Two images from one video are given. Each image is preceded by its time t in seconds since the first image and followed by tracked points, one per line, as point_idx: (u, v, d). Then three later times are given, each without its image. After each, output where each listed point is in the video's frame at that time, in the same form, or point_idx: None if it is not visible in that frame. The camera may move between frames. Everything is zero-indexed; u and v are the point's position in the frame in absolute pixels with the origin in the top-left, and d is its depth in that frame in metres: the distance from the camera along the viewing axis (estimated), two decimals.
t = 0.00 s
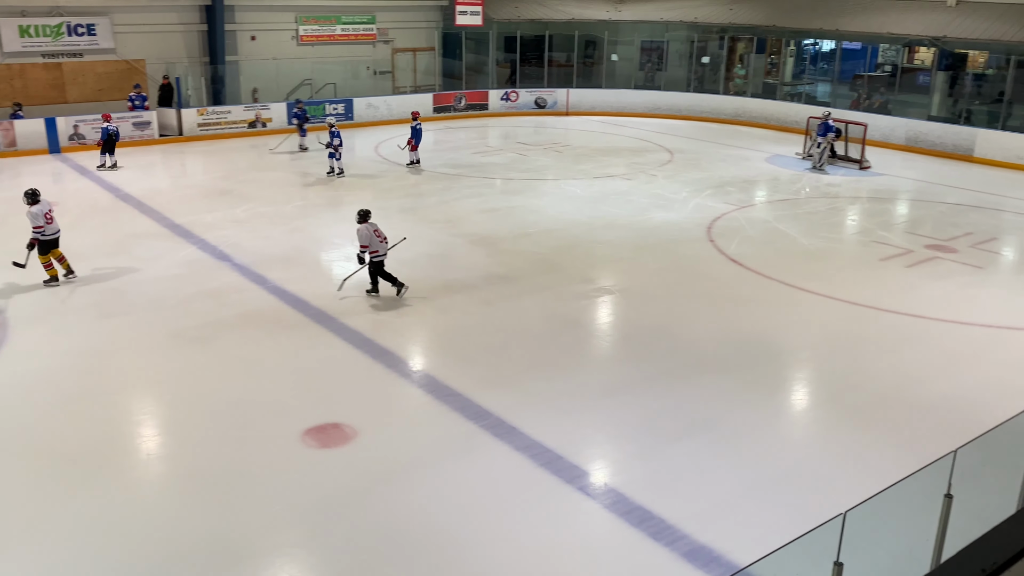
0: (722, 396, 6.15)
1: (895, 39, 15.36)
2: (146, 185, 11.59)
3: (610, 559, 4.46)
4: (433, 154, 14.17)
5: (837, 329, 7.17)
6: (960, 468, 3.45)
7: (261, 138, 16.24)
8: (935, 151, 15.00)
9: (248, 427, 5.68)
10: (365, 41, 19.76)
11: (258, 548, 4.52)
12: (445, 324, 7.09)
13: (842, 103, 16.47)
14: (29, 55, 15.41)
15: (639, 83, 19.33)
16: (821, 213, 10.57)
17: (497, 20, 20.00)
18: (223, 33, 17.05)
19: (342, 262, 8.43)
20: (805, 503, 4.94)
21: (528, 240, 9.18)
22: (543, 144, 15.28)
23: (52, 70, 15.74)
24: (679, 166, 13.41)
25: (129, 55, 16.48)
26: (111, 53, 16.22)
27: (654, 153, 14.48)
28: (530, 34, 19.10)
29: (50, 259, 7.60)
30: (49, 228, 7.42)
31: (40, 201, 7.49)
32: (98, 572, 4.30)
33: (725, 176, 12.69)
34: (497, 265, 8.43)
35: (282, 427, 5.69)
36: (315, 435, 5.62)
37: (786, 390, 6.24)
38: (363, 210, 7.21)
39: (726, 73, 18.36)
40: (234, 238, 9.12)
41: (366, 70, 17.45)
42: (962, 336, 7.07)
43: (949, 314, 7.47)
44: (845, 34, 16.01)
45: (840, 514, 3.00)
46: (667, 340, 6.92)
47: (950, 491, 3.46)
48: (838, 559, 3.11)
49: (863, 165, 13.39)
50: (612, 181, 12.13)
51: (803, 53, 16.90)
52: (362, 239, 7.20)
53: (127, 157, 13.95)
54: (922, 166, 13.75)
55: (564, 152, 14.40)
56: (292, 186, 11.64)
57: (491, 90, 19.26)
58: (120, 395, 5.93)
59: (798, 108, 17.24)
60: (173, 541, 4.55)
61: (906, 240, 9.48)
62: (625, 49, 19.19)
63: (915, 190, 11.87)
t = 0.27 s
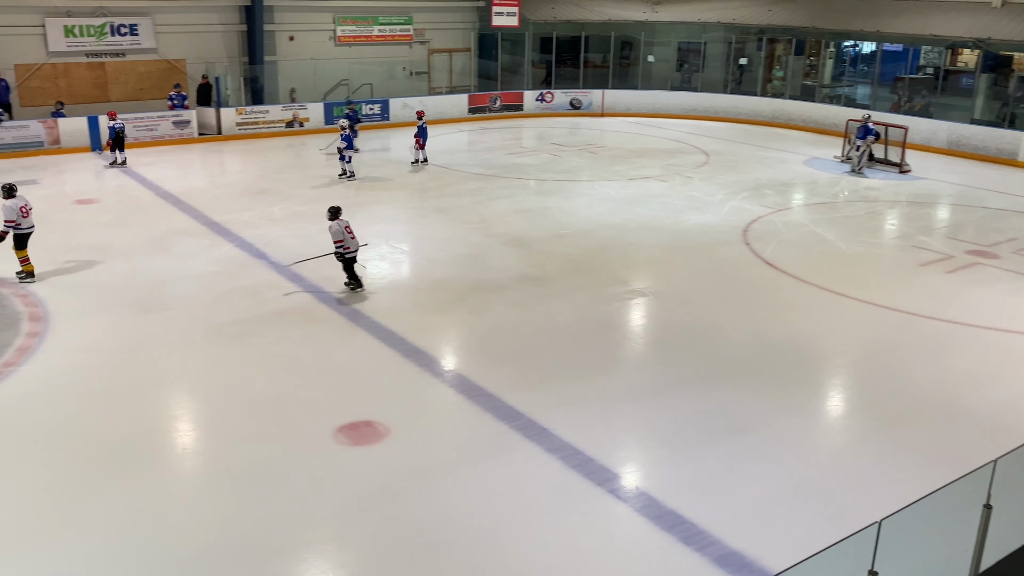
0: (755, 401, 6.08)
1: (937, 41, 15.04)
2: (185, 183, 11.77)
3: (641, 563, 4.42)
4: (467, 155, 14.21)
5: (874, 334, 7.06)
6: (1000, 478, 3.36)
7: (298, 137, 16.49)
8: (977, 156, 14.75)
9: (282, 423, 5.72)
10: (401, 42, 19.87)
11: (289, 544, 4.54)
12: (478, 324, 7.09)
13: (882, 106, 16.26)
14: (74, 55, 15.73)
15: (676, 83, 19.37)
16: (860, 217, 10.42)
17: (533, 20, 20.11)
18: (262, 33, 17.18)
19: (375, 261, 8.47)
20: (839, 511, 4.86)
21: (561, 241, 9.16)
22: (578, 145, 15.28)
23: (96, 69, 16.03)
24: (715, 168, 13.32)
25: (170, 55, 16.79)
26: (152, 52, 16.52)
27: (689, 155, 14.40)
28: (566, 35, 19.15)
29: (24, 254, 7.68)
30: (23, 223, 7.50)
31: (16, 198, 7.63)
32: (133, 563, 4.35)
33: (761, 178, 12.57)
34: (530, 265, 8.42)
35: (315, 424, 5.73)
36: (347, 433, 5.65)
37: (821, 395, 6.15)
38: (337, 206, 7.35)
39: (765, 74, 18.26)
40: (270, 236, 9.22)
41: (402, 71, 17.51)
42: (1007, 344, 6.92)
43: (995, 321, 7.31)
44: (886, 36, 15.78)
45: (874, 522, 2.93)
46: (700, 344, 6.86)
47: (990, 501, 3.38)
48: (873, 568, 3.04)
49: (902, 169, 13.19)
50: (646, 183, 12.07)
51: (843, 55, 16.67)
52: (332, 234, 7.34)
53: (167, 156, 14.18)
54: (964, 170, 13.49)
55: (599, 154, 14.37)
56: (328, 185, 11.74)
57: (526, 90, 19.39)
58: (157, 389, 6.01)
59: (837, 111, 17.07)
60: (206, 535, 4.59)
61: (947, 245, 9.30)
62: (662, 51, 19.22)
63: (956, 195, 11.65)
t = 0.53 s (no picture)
0: (795, 407, 5.99)
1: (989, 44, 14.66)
2: (229, 181, 11.98)
3: (677, 568, 4.37)
4: (507, 155, 14.24)
5: (919, 342, 6.92)
6: None
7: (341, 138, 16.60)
8: None
9: (321, 420, 5.77)
10: (444, 43, 20.03)
11: (324, 540, 4.57)
12: (516, 325, 7.10)
13: (931, 109, 15.98)
14: (124, 54, 16.22)
15: (719, 85, 19.30)
16: (906, 222, 10.24)
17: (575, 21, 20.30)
18: (307, 34, 17.60)
19: (415, 260, 8.52)
20: (881, 520, 4.77)
21: (601, 243, 9.14)
22: (618, 146, 15.25)
23: (144, 69, 16.51)
24: (758, 170, 13.19)
25: (217, 55, 17.24)
26: (200, 52, 16.97)
27: (731, 157, 14.28)
28: (609, 36, 19.24)
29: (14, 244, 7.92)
30: (12, 213, 7.84)
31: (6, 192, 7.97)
32: (173, 554, 4.42)
33: (804, 182, 12.41)
34: (569, 267, 8.41)
35: (353, 421, 5.77)
36: (385, 430, 5.68)
37: (862, 403, 6.05)
38: (313, 205, 7.46)
39: (810, 75, 18.02)
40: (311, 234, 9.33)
41: (443, 72, 17.77)
42: None
43: None
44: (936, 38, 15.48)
45: (919, 531, 2.74)
46: (740, 349, 6.79)
47: None
48: None
49: (950, 174, 12.95)
50: (687, 185, 12.00)
51: (890, 58, 16.43)
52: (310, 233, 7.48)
53: (212, 154, 14.43)
54: (1015, 176, 13.18)
55: (639, 155, 14.32)
56: (371, 185, 11.85)
57: (567, 92, 19.47)
58: (200, 383, 6.10)
59: (883, 115, 16.78)
60: (244, 529, 4.64)
61: (998, 252, 9.09)
62: (705, 52, 19.14)
63: (1007, 201, 11.38)
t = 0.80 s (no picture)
0: (843, 415, 5.88)
1: None
2: (278, 178, 12.18)
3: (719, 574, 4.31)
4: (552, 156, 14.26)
5: (974, 351, 6.75)
6: None
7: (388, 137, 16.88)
8: None
9: (364, 416, 5.80)
10: (492, 44, 20.33)
11: (365, 537, 4.58)
12: (559, 326, 7.07)
13: (989, 113, 15.65)
14: (179, 53, 16.54)
15: (769, 87, 19.27)
16: (961, 228, 10.01)
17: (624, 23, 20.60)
18: (357, 35, 17.91)
19: (459, 260, 8.55)
20: (931, 532, 4.64)
21: (646, 245, 9.08)
22: (666, 148, 15.22)
23: (199, 68, 16.82)
24: (808, 173, 13.03)
25: (269, 55, 17.61)
26: (252, 51, 17.31)
27: (781, 160, 14.13)
28: (658, 38, 19.47)
29: (15, 230, 8.33)
30: (14, 200, 8.25)
31: (9, 180, 8.41)
32: (216, 546, 4.47)
33: (855, 186, 12.20)
34: (614, 269, 8.37)
35: (396, 419, 5.79)
36: (428, 428, 5.69)
37: (912, 412, 5.91)
38: (291, 198, 7.43)
39: (863, 78, 17.82)
40: (358, 232, 9.43)
41: (490, 72, 17.98)
42: None
43: None
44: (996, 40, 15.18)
45: (969, 545, 2.60)
46: (786, 354, 6.69)
47: None
48: None
49: (1008, 179, 12.63)
50: (735, 188, 11.89)
51: (947, 60, 16.20)
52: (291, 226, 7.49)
53: (262, 153, 14.69)
54: None
55: (687, 157, 14.25)
56: (419, 184, 11.95)
57: (614, 93, 19.72)
58: (246, 378, 6.19)
59: (939, 118, 16.49)
60: (286, 523, 4.68)
61: None
62: (756, 53, 19.17)
63: None
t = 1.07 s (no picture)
0: (897, 425, 5.74)
1: None
2: (331, 177, 12.40)
3: None
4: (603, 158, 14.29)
5: None
6: None
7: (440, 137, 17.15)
8: None
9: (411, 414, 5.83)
10: (545, 45, 20.55)
11: (410, 535, 4.59)
12: (607, 329, 7.03)
13: None
14: (237, 54, 16.95)
15: (826, 89, 19.31)
16: None
17: (679, 23, 20.96)
18: (410, 36, 18.18)
19: (508, 261, 8.56)
20: (988, 549, 4.49)
21: (697, 249, 9.01)
22: (720, 150, 15.16)
23: (256, 68, 17.22)
24: (866, 178, 12.80)
25: (325, 55, 17.94)
26: (308, 52, 17.66)
27: (838, 164, 13.91)
28: (713, 40, 19.80)
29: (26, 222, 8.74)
30: (24, 193, 8.64)
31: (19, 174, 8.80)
32: (262, 539, 4.52)
33: (914, 191, 11.93)
34: (664, 272, 8.31)
35: (443, 418, 5.80)
36: (474, 427, 5.70)
37: (970, 424, 5.75)
38: (283, 197, 7.47)
39: (924, 81, 17.53)
40: (409, 232, 9.51)
41: (541, 74, 18.27)
42: None
43: None
44: None
45: None
46: (839, 362, 6.57)
47: None
48: None
49: None
50: (789, 192, 11.73)
51: (1013, 63, 15.77)
52: (281, 225, 7.54)
53: (316, 152, 14.97)
54: None
55: (740, 159, 14.15)
56: (470, 184, 12.03)
57: (667, 94, 19.98)
58: (296, 373, 6.26)
59: (1002, 122, 16.16)
60: (331, 519, 4.71)
61: None
62: (813, 55, 19.21)
63: None
